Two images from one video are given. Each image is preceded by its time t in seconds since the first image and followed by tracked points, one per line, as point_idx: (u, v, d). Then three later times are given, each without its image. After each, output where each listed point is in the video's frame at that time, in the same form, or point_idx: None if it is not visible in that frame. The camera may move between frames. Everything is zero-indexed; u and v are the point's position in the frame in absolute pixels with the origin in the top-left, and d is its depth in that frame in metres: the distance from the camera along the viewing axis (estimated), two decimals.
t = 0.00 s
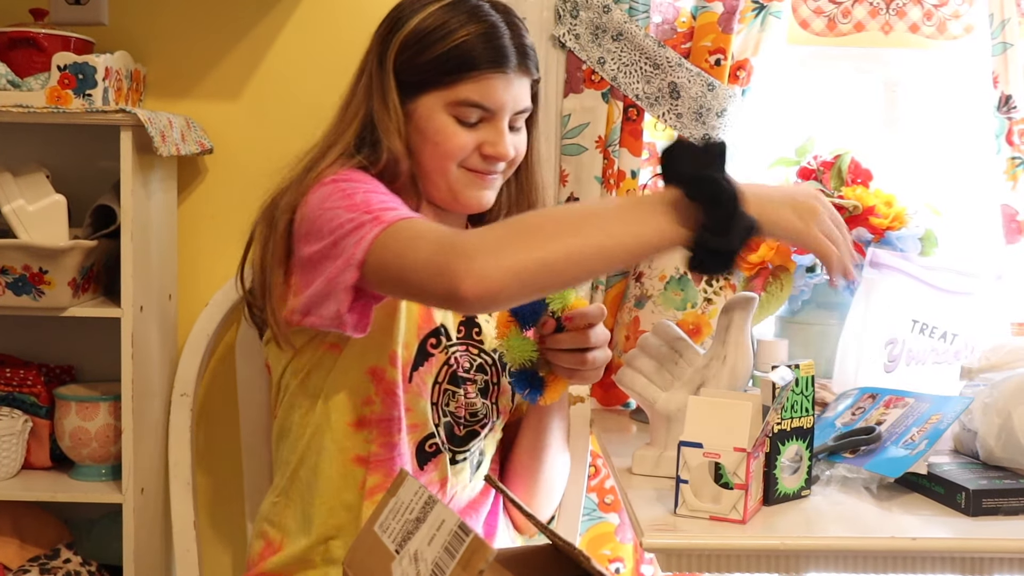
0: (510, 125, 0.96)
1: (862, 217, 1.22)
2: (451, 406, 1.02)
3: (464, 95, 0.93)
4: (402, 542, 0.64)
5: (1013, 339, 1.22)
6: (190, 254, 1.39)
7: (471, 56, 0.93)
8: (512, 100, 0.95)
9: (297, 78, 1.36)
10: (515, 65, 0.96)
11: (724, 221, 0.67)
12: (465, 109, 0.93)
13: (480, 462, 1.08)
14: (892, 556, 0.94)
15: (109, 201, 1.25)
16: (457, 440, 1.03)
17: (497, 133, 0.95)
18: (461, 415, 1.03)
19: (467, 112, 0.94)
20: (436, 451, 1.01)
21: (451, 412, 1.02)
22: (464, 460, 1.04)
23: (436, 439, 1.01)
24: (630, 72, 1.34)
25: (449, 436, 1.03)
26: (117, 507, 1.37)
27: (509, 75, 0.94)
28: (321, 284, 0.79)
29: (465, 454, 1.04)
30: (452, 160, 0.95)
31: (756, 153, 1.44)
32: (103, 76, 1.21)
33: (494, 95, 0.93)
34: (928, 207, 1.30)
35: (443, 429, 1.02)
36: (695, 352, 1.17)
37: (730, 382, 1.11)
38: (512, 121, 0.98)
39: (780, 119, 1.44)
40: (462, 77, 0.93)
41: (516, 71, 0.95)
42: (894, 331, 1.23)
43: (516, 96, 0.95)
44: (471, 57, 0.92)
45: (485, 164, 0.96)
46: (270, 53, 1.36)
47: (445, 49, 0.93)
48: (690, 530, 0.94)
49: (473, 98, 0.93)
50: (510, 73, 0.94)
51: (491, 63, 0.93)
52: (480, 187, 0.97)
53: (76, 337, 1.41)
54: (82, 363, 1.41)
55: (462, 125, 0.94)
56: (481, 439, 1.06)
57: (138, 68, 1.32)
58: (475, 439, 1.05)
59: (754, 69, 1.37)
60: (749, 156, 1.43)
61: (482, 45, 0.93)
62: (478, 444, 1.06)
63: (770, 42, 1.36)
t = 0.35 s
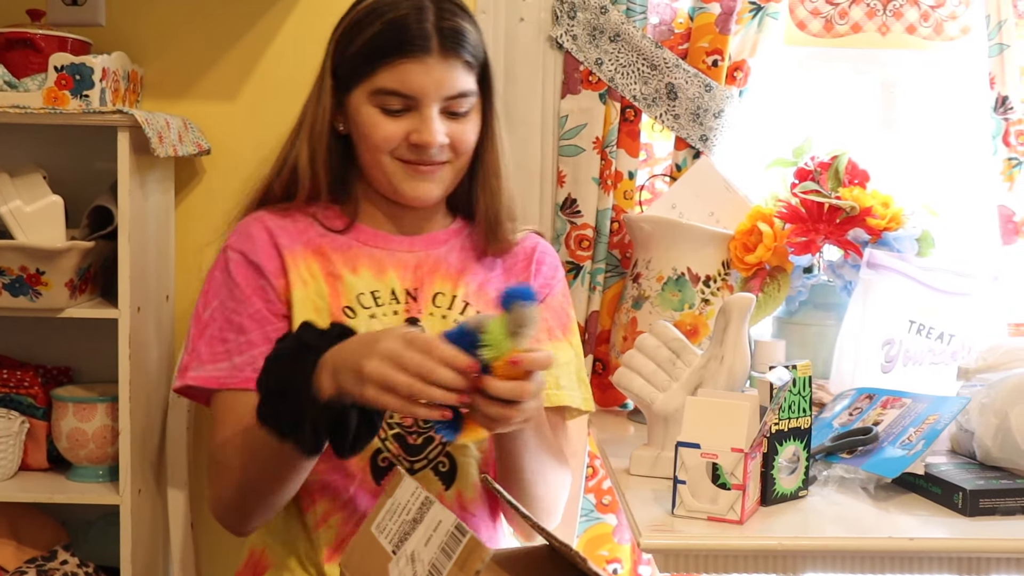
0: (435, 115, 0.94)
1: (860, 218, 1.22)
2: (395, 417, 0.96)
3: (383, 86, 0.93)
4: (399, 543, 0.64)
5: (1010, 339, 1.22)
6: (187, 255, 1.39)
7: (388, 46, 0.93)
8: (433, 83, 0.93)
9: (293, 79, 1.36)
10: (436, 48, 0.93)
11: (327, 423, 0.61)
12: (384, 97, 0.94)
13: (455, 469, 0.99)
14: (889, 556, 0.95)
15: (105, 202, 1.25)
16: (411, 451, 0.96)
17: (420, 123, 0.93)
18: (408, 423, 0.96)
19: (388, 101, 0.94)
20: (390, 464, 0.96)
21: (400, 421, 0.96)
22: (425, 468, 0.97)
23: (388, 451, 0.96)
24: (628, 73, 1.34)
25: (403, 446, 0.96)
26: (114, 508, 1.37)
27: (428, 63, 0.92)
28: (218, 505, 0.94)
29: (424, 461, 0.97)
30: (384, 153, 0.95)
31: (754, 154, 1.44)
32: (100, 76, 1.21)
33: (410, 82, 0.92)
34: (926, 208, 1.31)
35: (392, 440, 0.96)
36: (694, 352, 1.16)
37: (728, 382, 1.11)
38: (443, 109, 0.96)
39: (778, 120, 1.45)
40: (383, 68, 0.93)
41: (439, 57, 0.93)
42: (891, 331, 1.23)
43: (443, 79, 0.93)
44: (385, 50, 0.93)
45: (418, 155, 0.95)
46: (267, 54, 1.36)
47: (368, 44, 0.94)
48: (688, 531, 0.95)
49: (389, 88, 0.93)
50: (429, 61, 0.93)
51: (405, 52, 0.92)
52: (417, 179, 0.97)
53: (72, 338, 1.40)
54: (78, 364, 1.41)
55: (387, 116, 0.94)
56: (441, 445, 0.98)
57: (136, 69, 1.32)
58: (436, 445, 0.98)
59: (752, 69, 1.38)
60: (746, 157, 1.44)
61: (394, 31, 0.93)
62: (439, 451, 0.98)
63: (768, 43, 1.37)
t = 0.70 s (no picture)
0: (377, 106, 1.03)
1: (858, 218, 1.22)
2: (364, 421, 1.04)
3: (329, 81, 1.04)
4: (397, 542, 0.63)
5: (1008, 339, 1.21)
6: (185, 255, 1.39)
7: (333, 40, 1.04)
8: (374, 76, 1.03)
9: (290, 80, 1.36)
10: (375, 40, 1.03)
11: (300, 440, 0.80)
12: (331, 92, 1.04)
13: (426, 470, 1.05)
14: (890, 556, 0.94)
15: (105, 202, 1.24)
16: (382, 453, 1.03)
17: (364, 116, 1.03)
18: (377, 427, 1.04)
19: (334, 95, 1.04)
20: (362, 468, 1.04)
21: (367, 427, 1.04)
22: (395, 470, 1.04)
23: (359, 456, 1.04)
24: (626, 73, 1.34)
25: (372, 449, 1.04)
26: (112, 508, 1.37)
27: (367, 54, 1.02)
28: (209, 518, 1.01)
29: (394, 464, 1.04)
30: (337, 146, 1.06)
31: (752, 154, 1.44)
32: (98, 76, 1.21)
33: (351, 74, 1.03)
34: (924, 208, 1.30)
35: (361, 445, 1.04)
36: (692, 352, 1.16)
37: (725, 381, 1.11)
38: (388, 99, 1.05)
39: (776, 119, 1.45)
40: (331, 63, 1.04)
41: (379, 49, 1.03)
42: (889, 331, 1.23)
43: (384, 71, 1.03)
44: (330, 44, 1.04)
45: (366, 145, 1.04)
46: (264, 55, 1.36)
47: (320, 38, 1.05)
48: (686, 531, 0.94)
49: (334, 83, 1.04)
50: (369, 53, 1.03)
51: (347, 46, 1.03)
52: (369, 174, 1.07)
53: (70, 337, 1.40)
54: (76, 364, 1.41)
55: (334, 110, 1.05)
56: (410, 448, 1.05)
57: (134, 69, 1.32)
58: (406, 449, 1.04)
59: (750, 69, 1.38)
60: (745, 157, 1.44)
61: (339, 28, 1.04)
62: (409, 454, 1.04)
63: (766, 43, 1.37)
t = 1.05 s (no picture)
0: (369, 100, 1.04)
1: (855, 219, 1.21)
2: (361, 423, 1.04)
3: (321, 76, 1.05)
4: (396, 543, 0.63)
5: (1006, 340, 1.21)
6: (182, 256, 1.39)
7: (327, 35, 1.05)
8: (366, 70, 1.04)
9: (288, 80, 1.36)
10: (367, 34, 1.05)
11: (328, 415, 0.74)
12: (324, 88, 1.06)
13: (423, 473, 1.05)
14: (888, 556, 0.94)
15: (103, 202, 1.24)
16: (380, 456, 1.04)
17: (357, 110, 1.04)
18: (375, 429, 1.04)
19: (326, 90, 1.06)
20: (360, 471, 1.05)
21: (365, 429, 1.04)
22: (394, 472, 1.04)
23: (357, 459, 1.05)
24: (624, 73, 1.34)
25: (370, 452, 1.04)
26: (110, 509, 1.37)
27: (359, 48, 1.04)
28: (228, 527, 1.00)
29: (393, 466, 1.04)
30: (331, 143, 1.07)
31: (751, 154, 1.44)
32: (95, 77, 1.21)
33: (343, 68, 1.04)
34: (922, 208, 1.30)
35: (359, 448, 1.04)
36: (689, 353, 1.16)
37: (723, 381, 1.11)
38: (382, 94, 1.06)
39: (774, 120, 1.45)
40: (324, 58, 1.05)
41: (371, 43, 1.04)
42: (887, 331, 1.23)
43: (376, 65, 1.04)
44: (323, 39, 1.06)
45: (359, 139, 1.05)
46: (262, 55, 1.36)
47: (313, 33, 1.07)
48: (684, 532, 0.94)
49: (326, 77, 1.05)
50: (361, 46, 1.04)
51: (340, 40, 1.05)
52: (362, 168, 1.07)
53: (67, 339, 1.40)
54: (73, 365, 1.41)
55: (327, 105, 1.06)
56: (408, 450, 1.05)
57: (131, 69, 1.32)
58: (404, 452, 1.05)
59: (748, 69, 1.38)
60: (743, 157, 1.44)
61: (332, 23, 1.06)
62: (406, 456, 1.04)
63: (764, 43, 1.37)
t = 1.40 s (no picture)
0: (366, 96, 1.05)
1: (853, 219, 1.21)
2: (361, 426, 1.04)
3: (318, 73, 1.06)
4: (393, 545, 0.62)
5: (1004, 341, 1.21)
6: (181, 257, 1.39)
7: (323, 33, 1.06)
8: (363, 66, 1.05)
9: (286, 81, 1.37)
10: (363, 31, 1.05)
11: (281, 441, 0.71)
12: (322, 85, 1.07)
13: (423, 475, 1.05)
14: (885, 557, 0.94)
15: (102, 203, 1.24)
16: (379, 458, 1.04)
17: (353, 106, 1.05)
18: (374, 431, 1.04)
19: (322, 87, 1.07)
20: (359, 472, 1.04)
21: (363, 430, 1.04)
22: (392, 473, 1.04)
23: (355, 460, 1.05)
24: (622, 74, 1.35)
25: (369, 453, 1.04)
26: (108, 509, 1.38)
27: (355, 45, 1.05)
28: (228, 524, 0.99)
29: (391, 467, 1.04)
30: (328, 141, 1.06)
31: (748, 155, 1.44)
32: (94, 77, 1.21)
33: (340, 65, 1.05)
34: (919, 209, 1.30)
35: (357, 449, 1.04)
36: (687, 354, 1.16)
37: (720, 383, 1.11)
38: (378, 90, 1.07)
39: (772, 121, 1.45)
40: (321, 55, 1.06)
41: (368, 40, 1.05)
42: (885, 332, 1.23)
43: (373, 61, 1.05)
44: (320, 37, 1.06)
45: (356, 136, 1.05)
46: (260, 56, 1.36)
47: (311, 31, 1.08)
48: (682, 533, 0.94)
49: (323, 75, 1.06)
50: (357, 43, 1.05)
51: (336, 37, 1.06)
52: (360, 167, 1.07)
53: (66, 339, 1.40)
54: (72, 365, 1.41)
55: (324, 102, 1.07)
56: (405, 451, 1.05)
57: (130, 70, 1.32)
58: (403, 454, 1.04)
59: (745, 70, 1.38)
60: (741, 158, 1.44)
61: (329, 21, 1.06)
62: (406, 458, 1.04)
63: (761, 44, 1.37)
